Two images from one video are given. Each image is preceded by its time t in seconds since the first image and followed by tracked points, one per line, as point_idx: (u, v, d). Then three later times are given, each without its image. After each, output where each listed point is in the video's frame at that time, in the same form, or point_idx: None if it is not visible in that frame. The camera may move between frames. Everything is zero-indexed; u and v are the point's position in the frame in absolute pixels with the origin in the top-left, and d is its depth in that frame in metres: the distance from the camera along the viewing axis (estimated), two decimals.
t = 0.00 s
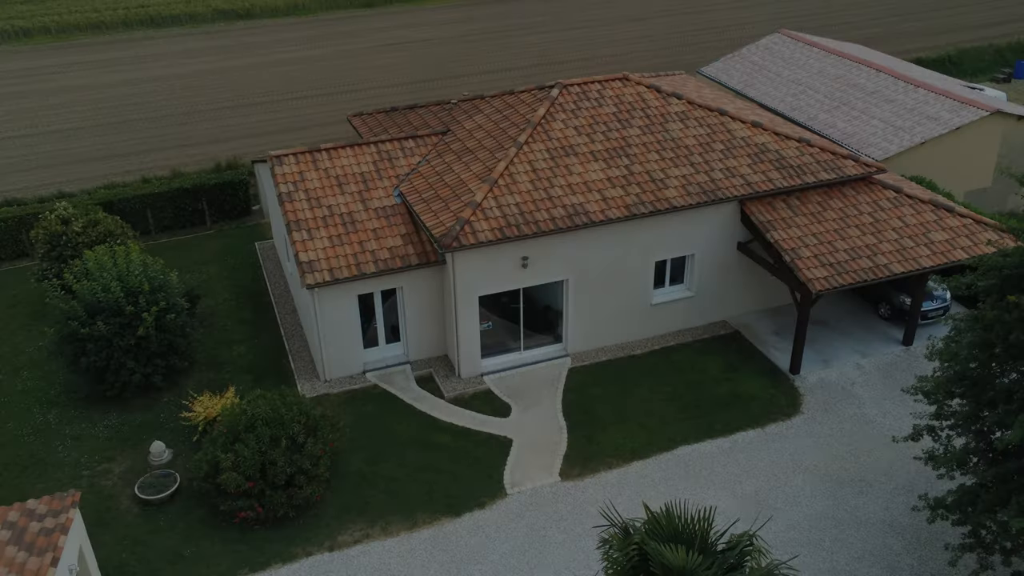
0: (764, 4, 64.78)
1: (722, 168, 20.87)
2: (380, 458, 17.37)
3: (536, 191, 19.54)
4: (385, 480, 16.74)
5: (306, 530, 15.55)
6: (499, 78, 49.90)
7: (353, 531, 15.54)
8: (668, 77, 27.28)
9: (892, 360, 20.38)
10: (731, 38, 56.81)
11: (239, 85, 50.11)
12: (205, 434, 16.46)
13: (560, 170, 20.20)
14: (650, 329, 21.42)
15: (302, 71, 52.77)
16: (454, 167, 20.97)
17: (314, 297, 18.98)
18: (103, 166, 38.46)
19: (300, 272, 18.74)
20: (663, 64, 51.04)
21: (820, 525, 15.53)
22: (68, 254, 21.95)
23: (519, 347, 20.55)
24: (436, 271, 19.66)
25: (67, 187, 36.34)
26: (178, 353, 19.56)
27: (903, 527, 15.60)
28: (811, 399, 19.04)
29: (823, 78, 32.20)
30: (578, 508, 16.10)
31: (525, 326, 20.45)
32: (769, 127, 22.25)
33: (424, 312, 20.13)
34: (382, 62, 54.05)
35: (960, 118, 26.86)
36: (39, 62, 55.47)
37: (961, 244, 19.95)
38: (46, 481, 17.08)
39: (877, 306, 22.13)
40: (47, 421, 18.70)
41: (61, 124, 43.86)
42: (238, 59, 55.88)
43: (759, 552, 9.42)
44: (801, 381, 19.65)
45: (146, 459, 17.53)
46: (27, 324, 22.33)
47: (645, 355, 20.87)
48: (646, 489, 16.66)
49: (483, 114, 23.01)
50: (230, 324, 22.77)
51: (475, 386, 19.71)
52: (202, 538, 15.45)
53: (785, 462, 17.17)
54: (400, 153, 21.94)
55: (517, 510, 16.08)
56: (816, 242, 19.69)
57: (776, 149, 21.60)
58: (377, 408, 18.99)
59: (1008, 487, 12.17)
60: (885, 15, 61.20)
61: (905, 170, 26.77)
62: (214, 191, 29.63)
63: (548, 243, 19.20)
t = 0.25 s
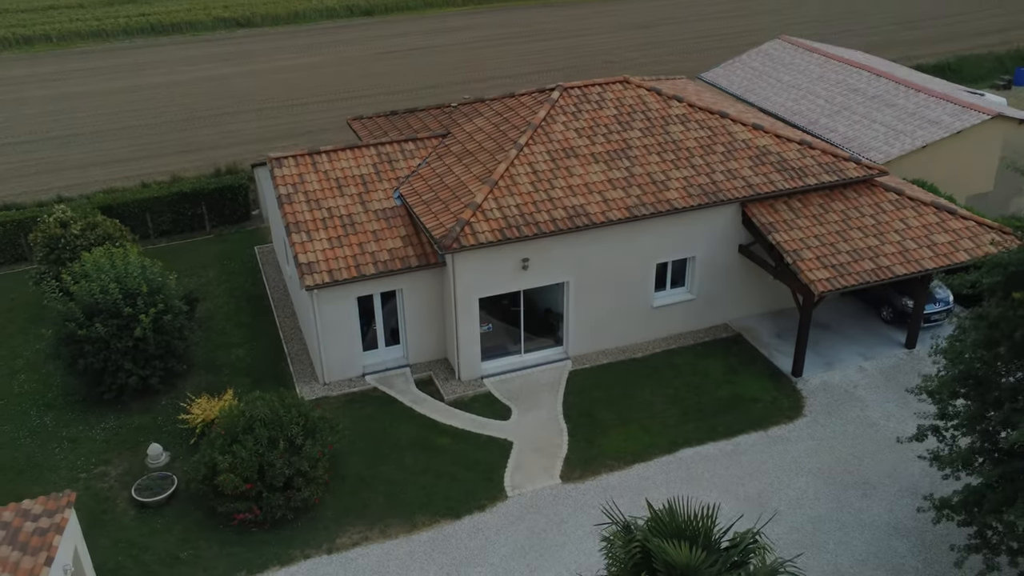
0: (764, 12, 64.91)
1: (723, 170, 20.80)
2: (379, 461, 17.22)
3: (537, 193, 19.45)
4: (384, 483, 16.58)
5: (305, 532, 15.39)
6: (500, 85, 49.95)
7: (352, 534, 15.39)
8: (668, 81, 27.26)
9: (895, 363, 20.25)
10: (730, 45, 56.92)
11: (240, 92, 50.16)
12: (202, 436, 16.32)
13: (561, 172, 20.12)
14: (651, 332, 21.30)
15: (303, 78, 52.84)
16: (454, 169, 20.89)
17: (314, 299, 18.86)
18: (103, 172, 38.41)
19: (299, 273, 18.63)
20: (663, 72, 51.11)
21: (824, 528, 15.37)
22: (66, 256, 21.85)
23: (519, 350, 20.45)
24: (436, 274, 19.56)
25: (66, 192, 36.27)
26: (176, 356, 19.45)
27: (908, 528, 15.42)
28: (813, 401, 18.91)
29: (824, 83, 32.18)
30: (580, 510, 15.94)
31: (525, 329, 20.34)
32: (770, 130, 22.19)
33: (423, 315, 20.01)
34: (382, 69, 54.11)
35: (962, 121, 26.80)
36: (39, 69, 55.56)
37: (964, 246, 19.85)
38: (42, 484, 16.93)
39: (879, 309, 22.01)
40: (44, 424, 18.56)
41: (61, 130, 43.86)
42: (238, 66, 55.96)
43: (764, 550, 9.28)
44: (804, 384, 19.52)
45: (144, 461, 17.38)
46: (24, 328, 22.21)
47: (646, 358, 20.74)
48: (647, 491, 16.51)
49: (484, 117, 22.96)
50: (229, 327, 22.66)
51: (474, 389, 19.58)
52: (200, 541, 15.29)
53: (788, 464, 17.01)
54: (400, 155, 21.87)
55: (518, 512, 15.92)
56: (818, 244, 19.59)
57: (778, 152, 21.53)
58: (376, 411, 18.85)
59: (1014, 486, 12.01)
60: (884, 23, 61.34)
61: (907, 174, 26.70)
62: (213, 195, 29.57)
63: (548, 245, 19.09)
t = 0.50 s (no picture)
0: (764, 21, 65.06)
1: (725, 172, 20.73)
2: (378, 463, 17.07)
3: (537, 194, 19.37)
4: (383, 485, 16.43)
5: (303, 534, 15.24)
6: (500, 92, 49.98)
7: (350, 536, 15.22)
8: (669, 84, 27.23)
9: (898, 366, 20.13)
10: (730, 54, 57.03)
11: (240, 99, 50.19)
12: (200, 437, 16.18)
13: (562, 173, 20.05)
14: (653, 334, 21.19)
15: (303, 85, 52.90)
16: (454, 171, 20.82)
17: (313, 301, 18.75)
18: (103, 177, 38.37)
19: (298, 274, 18.53)
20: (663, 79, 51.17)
21: (828, 530, 15.22)
22: (64, 259, 21.76)
23: (519, 353, 20.33)
24: (436, 275, 19.46)
25: (65, 197, 36.21)
26: (174, 357, 19.35)
27: (912, 529, 15.26)
28: (816, 404, 18.78)
29: (824, 88, 32.16)
30: (581, 512, 15.78)
31: (526, 332, 20.22)
32: (771, 132, 22.14)
33: (424, 317, 19.90)
34: (383, 76, 54.17)
35: (963, 125, 26.75)
36: (40, 76, 55.64)
37: (967, 248, 19.75)
38: (39, 486, 16.78)
39: (881, 312, 21.91)
40: (41, 426, 18.43)
41: (61, 136, 43.84)
42: (239, 73, 56.03)
43: (768, 545, 9.14)
44: (806, 386, 19.38)
45: (141, 463, 17.25)
46: (23, 330, 22.10)
47: (648, 360, 20.61)
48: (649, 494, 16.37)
49: (484, 120, 22.91)
50: (228, 330, 22.54)
51: (475, 392, 19.45)
52: (197, 543, 15.14)
53: (790, 467, 16.85)
54: (400, 158, 21.81)
55: (518, 514, 15.77)
56: (820, 246, 19.50)
57: (779, 154, 21.47)
58: (376, 413, 18.71)
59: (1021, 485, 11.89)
60: (884, 31, 61.45)
61: (909, 177, 26.64)
62: (213, 200, 29.51)
63: (549, 247, 18.99)
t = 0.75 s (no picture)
0: (764, 29, 65.21)
1: (726, 173, 20.67)
2: (376, 465, 16.92)
3: (538, 195, 19.29)
4: (383, 487, 16.28)
5: (301, 536, 15.09)
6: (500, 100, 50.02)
7: (349, 538, 15.06)
8: (670, 88, 27.21)
9: (901, 369, 20.00)
10: (730, 62, 57.13)
11: (240, 106, 50.23)
12: (198, 438, 16.04)
13: (562, 174, 20.00)
14: (654, 337, 21.06)
15: (303, 92, 52.96)
16: (454, 172, 20.75)
17: (312, 302, 18.64)
18: (102, 183, 38.32)
19: (297, 275, 18.42)
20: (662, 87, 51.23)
21: (831, 531, 15.07)
22: (63, 261, 21.66)
23: (519, 355, 20.21)
24: (436, 277, 19.37)
25: (64, 203, 36.13)
26: (172, 359, 19.23)
27: (918, 528, 15.09)
28: (818, 406, 18.64)
29: (825, 93, 32.15)
30: (582, 513, 15.63)
31: (526, 334, 20.11)
32: (772, 134, 22.10)
33: (423, 319, 19.78)
34: (383, 84, 54.22)
35: (964, 129, 26.71)
36: (41, 84, 55.72)
37: (969, 249, 19.67)
38: (35, 488, 16.63)
39: (884, 315, 21.79)
40: (38, 428, 18.29)
41: (61, 142, 43.83)
42: (240, 81, 56.11)
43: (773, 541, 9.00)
44: (808, 389, 19.25)
45: (139, 465, 17.10)
46: (21, 333, 21.99)
47: (649, 363, 20.47)
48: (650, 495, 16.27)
49: (485, 122, 22.87)
50: (227, 333, 22.44)
51: (475, 394, 19.31)
52: (195, 544, 14.99)
53: (793, 468, 16.70)
54: (400, 160, 21.75)
55: (518, 516, 15.61)
56: (821, 247, 19.41)
57: (780, 156, 21.42)
58: (375, 415, 18.57)
59: None
60: (883, 39, 61.58)
61: (910, 181, 26.58)
62: (213, 204, 29.44)
63: (550, 248, 18.91)
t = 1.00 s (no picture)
0: (763, 36, 65.35)
1: (727, 175, 20.61)
2: (376, 467, 16.79)
3: (538, 196, 19.23)
4: (382, 489, 16.16)
5: (300, 537, 14.97)
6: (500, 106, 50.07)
7: (348, 539, 14.94)
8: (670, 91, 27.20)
9: (903, 371, 19.89)
10: (730, 69, 57.23)
11: (241, 112, 50.27)
12: (196, 438, 15.93)
13: (563, 176, 19.95)
14: (655, 339, 20.97)
15: (304, 98, 53.01)
16: (454, 174, 20.69)
17: (312, 303, 18.55)
18: (102, 187, 38.27)
19: (297, 276, 18.34)
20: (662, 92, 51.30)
21: (834, 532, 14.95)
22: (62, 263, 21.58)
23: (520, 358, 20.11)
24: (436, 278, 19.29)
25: (64, 208, 36.08)
26: (171, 360, 19.14)
27: (922, 529, 14.97)
28: (821, 408, 18.54)
29: (826, 97, 32.14)
30: (583, 514, 15.52)
31: (526, 336, 20.01)
32: (773, 137, 22.06)
33: (424, 320, 19.69)
34: (383, 90, 54.27)
35: (965, 132, 26.69)
36: (41, 90, 55.78)
37: (971, 251, 19.59)
38: (32, 489, 16.51)
39: (886, 318, 21.70)
40: (36, 430, 18.18)
41: (61, 148, 43.82)
42: (240, 87, 56.16)
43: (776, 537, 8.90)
44: (811, 391, 19.15)
45: (137, 466, 16.99)
46: (20, 335, 21.88)
47: (650, 366, 20.36)
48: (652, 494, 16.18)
49: (485, 124, 22.83)
50: (226, 336, 22.35)
51: (475, 396, 19.20)
52: (193, 545, 14.86)
53: (796, 470, 16.59)
54: (401, 162, 21.70)
55: (519, 517, 15.49)
56: (823, 248, 19.34)
57: (781, 158, 21.38)
58: (375, 417, 18.45)
59: None
60: (883, 46, 61.69)
61: (911, 184, 26.54)
62: (213, 207, 29.38)
63: (550, 249, 18.84)
